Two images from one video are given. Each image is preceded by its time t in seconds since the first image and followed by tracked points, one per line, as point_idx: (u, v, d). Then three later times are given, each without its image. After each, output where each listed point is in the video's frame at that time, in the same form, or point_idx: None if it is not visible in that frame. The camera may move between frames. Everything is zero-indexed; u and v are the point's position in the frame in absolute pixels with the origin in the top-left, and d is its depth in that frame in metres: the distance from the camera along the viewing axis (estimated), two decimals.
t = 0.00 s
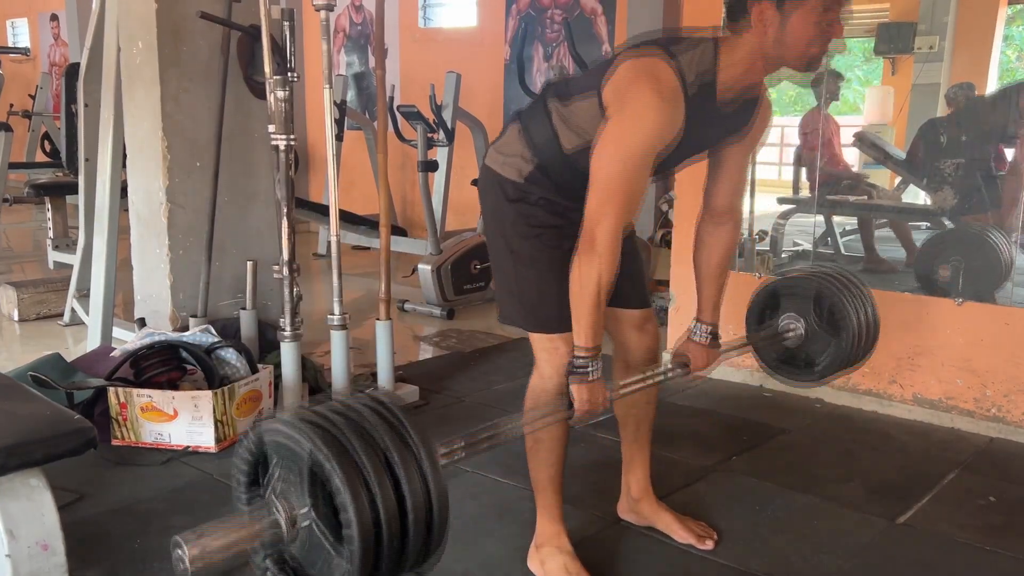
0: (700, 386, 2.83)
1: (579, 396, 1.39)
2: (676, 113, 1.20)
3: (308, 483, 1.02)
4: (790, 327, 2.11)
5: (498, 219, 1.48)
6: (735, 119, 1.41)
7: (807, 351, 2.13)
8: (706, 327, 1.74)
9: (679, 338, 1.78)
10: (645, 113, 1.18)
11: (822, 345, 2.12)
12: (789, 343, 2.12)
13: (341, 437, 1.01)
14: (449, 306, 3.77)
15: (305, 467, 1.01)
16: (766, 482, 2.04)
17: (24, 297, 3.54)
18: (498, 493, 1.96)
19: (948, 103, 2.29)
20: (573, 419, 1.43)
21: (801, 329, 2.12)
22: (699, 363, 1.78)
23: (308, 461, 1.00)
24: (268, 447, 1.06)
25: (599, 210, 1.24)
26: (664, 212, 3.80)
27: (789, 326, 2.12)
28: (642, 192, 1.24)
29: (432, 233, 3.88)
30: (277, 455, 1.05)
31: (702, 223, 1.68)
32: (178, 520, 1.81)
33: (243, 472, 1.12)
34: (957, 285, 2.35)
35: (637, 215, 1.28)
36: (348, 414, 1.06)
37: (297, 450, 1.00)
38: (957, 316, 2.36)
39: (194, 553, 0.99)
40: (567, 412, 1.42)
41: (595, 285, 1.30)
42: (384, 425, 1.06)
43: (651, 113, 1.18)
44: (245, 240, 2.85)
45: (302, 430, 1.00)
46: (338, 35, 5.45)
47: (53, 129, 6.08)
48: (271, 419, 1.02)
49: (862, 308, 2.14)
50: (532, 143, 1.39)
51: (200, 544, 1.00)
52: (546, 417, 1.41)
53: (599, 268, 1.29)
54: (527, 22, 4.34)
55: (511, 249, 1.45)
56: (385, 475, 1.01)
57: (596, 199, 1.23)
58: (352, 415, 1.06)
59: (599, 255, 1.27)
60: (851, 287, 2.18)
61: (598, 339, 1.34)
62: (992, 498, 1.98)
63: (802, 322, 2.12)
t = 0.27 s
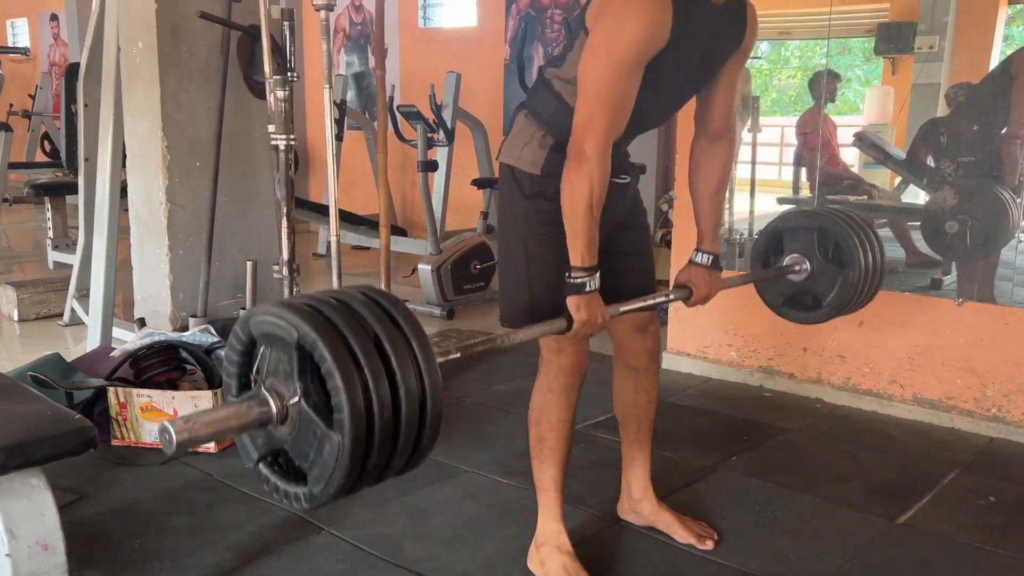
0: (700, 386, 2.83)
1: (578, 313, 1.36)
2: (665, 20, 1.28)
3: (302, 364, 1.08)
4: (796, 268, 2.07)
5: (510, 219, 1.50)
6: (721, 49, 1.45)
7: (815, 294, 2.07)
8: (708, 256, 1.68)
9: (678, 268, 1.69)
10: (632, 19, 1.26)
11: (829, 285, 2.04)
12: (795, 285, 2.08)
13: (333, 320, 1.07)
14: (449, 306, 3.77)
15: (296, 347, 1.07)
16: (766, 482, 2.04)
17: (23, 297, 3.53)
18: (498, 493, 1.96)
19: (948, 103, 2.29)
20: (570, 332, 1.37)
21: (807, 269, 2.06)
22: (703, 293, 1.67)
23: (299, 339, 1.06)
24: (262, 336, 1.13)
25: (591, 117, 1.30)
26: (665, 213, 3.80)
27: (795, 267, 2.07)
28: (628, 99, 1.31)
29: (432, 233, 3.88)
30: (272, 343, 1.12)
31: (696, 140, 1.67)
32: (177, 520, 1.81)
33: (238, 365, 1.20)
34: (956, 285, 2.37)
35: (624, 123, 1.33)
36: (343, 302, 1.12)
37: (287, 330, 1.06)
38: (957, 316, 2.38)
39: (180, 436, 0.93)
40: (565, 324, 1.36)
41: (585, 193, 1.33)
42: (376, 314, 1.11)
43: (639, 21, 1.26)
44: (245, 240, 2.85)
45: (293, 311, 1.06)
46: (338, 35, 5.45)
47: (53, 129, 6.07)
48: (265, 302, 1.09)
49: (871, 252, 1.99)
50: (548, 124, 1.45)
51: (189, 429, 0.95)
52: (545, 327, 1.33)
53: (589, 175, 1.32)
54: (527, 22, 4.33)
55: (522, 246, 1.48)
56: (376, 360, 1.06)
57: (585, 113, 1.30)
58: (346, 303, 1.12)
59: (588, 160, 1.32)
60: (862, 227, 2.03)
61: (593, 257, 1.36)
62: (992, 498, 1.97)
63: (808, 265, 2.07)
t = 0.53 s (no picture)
0: (700, 386, 2.83)
1: (578, 244, 1.38)
2: None
3: (295, 269, 1.14)
4: (800, 215, 2.08)
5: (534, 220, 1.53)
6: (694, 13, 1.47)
7: (821, 242, 2.09)
8: (709, 193, 1.71)
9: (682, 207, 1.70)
10: None
11: (835, 229, 2.05)
12: (801, 232, 2.12)
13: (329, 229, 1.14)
14: (449, 306, 3.77)
15: (290, 252, 1.13)
16: (766, 482, 2.04)
17: (23, 297, 3.53)
18: (498, 493, 1.96)
19: (948, 103, 2.29)
20: (571, 267, 1.42)
21: (812, 217, 2.09)
22: (707, 231, 1.68)
23: (294, 244, 1.12)
24: (255, 245, 1.19)
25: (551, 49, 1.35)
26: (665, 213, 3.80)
27: (801, 215, 2.09)
28: (590, 26, 1.33)
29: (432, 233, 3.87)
30: (265, 251, 1.17)
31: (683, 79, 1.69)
32: (178, 520, 1.81)
33: (232, 275, 1.26)
34: (956, 285, 2.37)
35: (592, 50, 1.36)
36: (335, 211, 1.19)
37: (281, 236, 1.12)
38: (957, 316, 2.38)
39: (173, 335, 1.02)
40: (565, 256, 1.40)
41: (563, 121, 1.36)
42: (371, 226, 1.18)
43: None
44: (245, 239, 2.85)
45: (287, 216, 1.13)
46: (338, 35, 5.45)
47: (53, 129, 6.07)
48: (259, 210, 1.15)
49: (877, 200, 1.98)
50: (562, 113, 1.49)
51: (182, 331, 1.03)
52: (544, 258, 1.39)
53: (564, 103, 1.36)
54: (527, 22, 4.33)
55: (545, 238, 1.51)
56: (371, 268, 1.13)
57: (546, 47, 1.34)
58: (342, 215, 1.18)
59: (560, 89, 1.35)
60: (871, 178, 2.01)
61: (586, 187, 1.39)
62: (992, 497, 1.98)
63: (812, 212, 2.09)
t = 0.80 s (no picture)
0: (700, 386, 2.82)
1: (570, 225, 1.39)
2: None
3: (282, 247, 1.15)
4: (797, 204, 2.08)
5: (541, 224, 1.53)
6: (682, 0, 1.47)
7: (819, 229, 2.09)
8: (699, 177, 1.69)
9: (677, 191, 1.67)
10: None
11: (831, 217, 2.04)
12: (797, 220, 2.12)
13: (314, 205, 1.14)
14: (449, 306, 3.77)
15: (276, 228, 1.14)
16: (766, 482, 2.04)
17: (23, 297, 3.53)
18: (498, 493, 1.96)
19: (948, 103, 2.28)
20: (564, 250, 1.42)
21: (808, 206, 2.08)
22: (704, 214, 1.64)
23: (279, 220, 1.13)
24: (243, 227, 1.20)
25: (522, 40, 1.39)
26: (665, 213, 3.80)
27: (798, 203, 2.08)
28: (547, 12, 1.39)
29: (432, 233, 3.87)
30: (253, 232, 1.18)
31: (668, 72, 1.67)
32: (178, 520, 1.81)
33: (223, 261, 1.27)
34: (957, 285, 2.37)
35: (556, 36, 1.41)
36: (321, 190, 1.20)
37: (267, 213, 1.13)
38: (957, 316, 2.38)
39: (161, 314, 1.03)
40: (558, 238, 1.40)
41: (542, 107, 1.39)
42: (358, 204, 1.18)
43: None
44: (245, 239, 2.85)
45: (271, 194, 1.14)
46: (338, 35, 5.44)
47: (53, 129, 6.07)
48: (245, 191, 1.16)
49: (871, 191, 1.97)
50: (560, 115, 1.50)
51: (169, 310, 1.04)
52: (537, 240, 1.39)
53: (541, 88, 1.39)
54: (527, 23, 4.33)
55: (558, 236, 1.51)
56: (358, 242, 1.13)
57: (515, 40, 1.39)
58: (328, 194, 1.19)
59: (535, 77, 1.39)
60: (865, 166, 2.00)
61: (572, 168, 1.41)
62: (993, 498, 1.98)
63: (808, 199, 2.07)
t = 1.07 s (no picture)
0: (700, 386, 2.82)
1: (563, 225, 1.38)
2: None
3: (270, 243, 1.16)
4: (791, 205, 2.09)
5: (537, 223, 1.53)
6: None
7: (819, 229, 2.08)
8: (691, 178, 1.67)
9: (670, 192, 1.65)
10: None
11: (828, 214, 2.04)
12: (795, 224, 2.11)
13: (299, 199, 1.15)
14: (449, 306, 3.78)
15: (263, 225, 1.15)
16: (766, 482, 2.04)
17: (23, 297, 3.54)
18: (498, 493, 1.96)
19: (948, 103, 2.28)
20: (558, 251, 1.42)
21: (802, 206, 2.08)
22: (696, 216, 1.61)
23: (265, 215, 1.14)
24: (231, 232, 1.21)
25: (512, 41, 1.39)
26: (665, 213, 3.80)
27: (792, 205, 2.09)
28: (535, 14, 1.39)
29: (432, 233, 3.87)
30: (241, 235, 1.20)
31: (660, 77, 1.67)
32: (178, 520, 1.81)
33: (218, 270, 1.28)
34: (957, 285, 2.37)
35: (544, 38, 1.42)
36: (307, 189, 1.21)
37: (252, 211, 1.15)
38: (957, 316, 2.38)
39: (153, 314, 1.05)
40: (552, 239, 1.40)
41: (535, 108, 1.39)
42: (343, 197, 1.19)
43: None
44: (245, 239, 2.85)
45: (256, 192, 1.16)
46: (338, 35, 5.44)
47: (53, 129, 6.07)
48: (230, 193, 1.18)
49: (862, 183, 1.97)
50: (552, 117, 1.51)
51: (162, 308, 1.07)
52: (530, 241, 1.39)
53: (533, 89, 1.39)
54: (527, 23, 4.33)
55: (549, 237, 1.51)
56: (345, 231, 1.13)
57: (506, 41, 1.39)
58: (314, 190, 1.20)
59: (527, 78, 1.39)
60: (853, 161, 2.00)
61: (566, 170, 1.40)
62: (993, 498, 1.98)
63: (802, 199, 2.08)
